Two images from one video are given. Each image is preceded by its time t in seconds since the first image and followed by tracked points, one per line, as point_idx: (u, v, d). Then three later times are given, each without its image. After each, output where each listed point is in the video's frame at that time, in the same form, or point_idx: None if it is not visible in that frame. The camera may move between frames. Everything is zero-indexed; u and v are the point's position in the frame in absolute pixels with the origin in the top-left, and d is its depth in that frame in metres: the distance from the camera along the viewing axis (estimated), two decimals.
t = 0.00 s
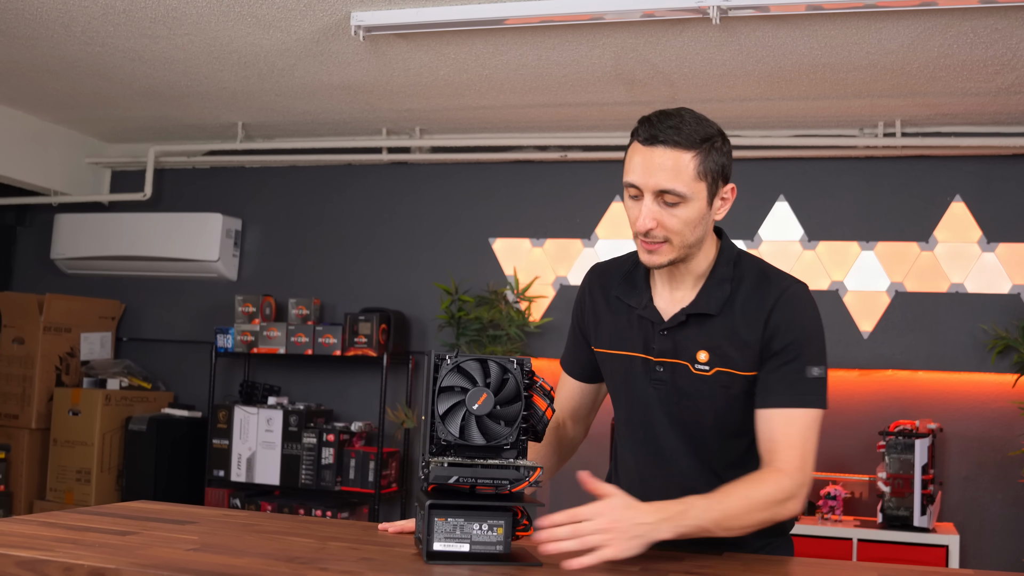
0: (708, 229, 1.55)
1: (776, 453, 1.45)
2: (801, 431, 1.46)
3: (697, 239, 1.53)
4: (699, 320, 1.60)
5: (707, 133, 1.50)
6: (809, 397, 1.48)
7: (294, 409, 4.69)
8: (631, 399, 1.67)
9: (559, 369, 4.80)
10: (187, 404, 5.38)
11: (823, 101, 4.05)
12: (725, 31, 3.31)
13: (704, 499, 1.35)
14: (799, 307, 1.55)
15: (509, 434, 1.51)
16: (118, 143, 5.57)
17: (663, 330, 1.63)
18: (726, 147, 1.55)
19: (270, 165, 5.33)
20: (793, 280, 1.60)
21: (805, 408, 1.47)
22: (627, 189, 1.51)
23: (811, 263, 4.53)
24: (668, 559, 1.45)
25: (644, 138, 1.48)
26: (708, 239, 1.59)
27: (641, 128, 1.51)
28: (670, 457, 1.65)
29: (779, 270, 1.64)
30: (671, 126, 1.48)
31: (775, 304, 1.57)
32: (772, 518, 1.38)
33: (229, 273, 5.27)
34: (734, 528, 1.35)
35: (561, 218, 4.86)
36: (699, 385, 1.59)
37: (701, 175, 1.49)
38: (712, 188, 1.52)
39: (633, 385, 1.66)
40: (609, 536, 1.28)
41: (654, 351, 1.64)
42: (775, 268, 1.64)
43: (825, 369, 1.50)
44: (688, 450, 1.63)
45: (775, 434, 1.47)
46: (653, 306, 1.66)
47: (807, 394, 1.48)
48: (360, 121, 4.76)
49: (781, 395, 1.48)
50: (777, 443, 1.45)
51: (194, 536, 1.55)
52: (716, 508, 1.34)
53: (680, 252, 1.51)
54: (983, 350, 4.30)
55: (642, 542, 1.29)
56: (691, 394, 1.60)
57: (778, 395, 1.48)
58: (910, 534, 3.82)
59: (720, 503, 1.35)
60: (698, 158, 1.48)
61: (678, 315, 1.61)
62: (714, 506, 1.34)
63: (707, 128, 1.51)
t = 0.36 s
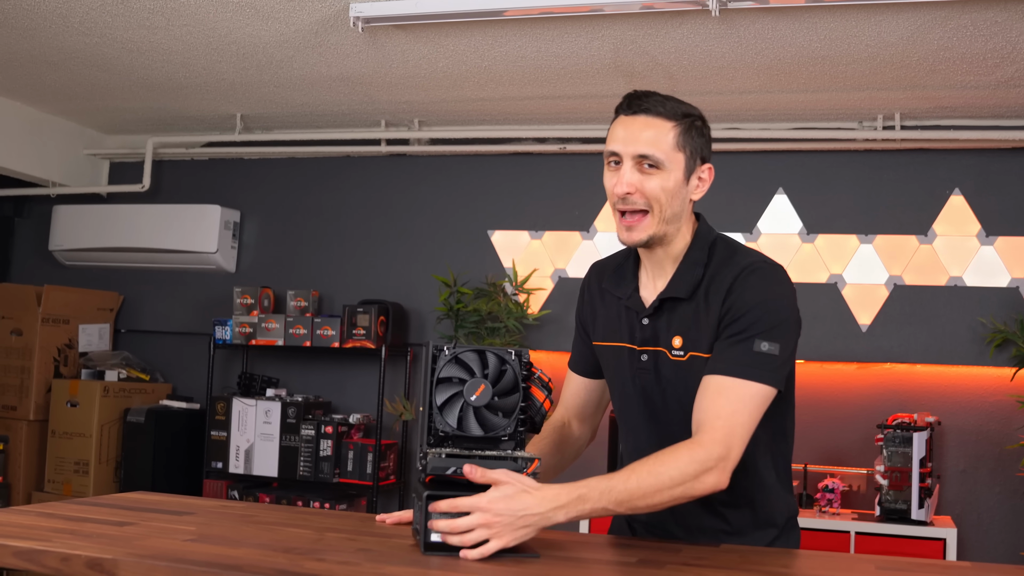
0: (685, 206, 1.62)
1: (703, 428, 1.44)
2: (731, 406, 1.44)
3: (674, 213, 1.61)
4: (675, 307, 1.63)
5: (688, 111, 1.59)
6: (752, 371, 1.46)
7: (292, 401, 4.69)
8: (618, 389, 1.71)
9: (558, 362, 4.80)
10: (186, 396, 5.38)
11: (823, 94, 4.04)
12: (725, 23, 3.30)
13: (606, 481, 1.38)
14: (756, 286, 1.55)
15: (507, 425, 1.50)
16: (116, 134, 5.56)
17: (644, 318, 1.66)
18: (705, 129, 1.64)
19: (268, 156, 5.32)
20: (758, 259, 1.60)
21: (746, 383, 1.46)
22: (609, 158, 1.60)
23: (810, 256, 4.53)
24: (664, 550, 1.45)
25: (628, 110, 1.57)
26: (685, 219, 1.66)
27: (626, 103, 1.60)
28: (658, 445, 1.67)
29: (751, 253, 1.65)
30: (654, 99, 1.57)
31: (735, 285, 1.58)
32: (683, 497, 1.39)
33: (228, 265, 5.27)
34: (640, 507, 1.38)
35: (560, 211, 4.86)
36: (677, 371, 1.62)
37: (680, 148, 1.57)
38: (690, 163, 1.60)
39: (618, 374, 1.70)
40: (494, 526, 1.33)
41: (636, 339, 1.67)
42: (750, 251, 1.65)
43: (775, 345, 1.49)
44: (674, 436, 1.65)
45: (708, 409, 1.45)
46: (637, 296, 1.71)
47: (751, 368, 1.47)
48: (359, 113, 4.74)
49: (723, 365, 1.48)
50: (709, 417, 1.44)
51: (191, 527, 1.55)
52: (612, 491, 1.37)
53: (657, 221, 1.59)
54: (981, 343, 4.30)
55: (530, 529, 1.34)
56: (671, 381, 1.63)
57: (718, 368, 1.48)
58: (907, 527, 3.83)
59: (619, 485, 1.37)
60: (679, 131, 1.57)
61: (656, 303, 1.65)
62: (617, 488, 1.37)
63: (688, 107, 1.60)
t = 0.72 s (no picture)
0: (702, 192, 1.59)
1: (758, 438, 1.51)
2: (785, 417, 1.51)
3: (694, 201, 1.56)
4: (694, 304, 1.61)
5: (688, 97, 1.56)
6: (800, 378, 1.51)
7: (285, 395, 4.68)
8: (624, 385, 1.67)
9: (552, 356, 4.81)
10: (179, 390, 5.37)
11: (816, 88, 4.04)
12: (719, 17, 3.30)
13: (677, 487, 1.43)
14: (789, 288, 1.57)
15: (499, 418, 1.51)
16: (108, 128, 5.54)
17: (657, 314, 1.63)
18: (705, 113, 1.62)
19: (262, 150, 5.30)
20: (783, 261, 1.62)
21: (794, 391, 1.52)
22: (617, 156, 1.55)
23: (803, 250, 4.54)
24: (658, 543, 1.45)
25: (627, 106, 1.53)
26: (700, 208, 1.62)
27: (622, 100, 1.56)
28: (665, 440, 1.65)
29: (768, 252, 1.65)
30: (653, 90, 1.53)
31: (766, 286, 1.58)
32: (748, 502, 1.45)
33: (220, 259, 5.25)
34: (707, 513, 1.44)
35: (553, 205, 4.86)
36: (694, 369, 1.59)
37: (690, 133, 1.53)
38: (701, 147, 1.56)
39: (626, 371, 1.66)
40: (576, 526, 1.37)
41: (647, 335, 1.64)
42: (765, 250, 1.66)
43: (815, 350, 1.53)
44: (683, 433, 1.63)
45: (762, 420, 1.52)
46: (645, 290, 1.67)
47: (798, 375, 1.52)
48: (352, 107, 4.73)
49: (768, 375, 1.53)
50: (764, 428, 1.51)
51: (183, 521, 1.54)
52: (685, 495, 1.43)
53: (681, 212, 1.53)
54: (974, 338, 4.31)
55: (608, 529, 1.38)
56: (685, 379, 1.60)
57: (764, 376, 1.52)
58: (899, 520, 3.85)
59: (690, 491, 1.43)
60: (686, 117, 1.53)
61: (672, 299, 1.62)
62: (689, 494, 1.43)
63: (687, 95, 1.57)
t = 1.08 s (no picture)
0: (738, 202, 1.55)
1: (761, 454, 1.53)
2: (791, 436, 1.54)
3: (728, 212, 1.53)
4: (714, 313, 1.60)
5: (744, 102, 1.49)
6: (810, 401, 1.55)
7: (281, 387, 4.68)
8: (629, 381, 1.67)
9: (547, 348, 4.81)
10: (174, 382, 5.37)
11: (812, 80, 4.03)
12: (715, 9, 3.29)
13: (673, 491, 1.45)
14: (810, 310, 1.58)
15: (494, 409, 1.50)
16: (103, 119, 5.52)
17: (673, 315, 1.62)
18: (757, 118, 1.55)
19: (257, 142, 5.29)
20: (805, 282, 1.63)
21: (804, 412, 1.55)
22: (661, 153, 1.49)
23: (799, 242, 4.54)
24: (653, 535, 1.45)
25: (682, 104, 1.46)
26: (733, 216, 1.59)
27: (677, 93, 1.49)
28: (662, 440, 1.65)
29: (790, 269, 1.66)
30: (711, 92, 1.46)
31: (789, 306, 1.58)
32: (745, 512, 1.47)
33: (216, 251, 5.24)
34: (703, 522, 1.45)
35: (549, 197, 4.85)
36: (704, 376, 1.60)
37: (738, 143, 1.48)
38: (746, 158, 1.51)
39: (635, 368, 1.66)
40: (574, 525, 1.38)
41: (661, 335, 1.63)
42: (787, 267, 1.66)
43: (826, 373, 1.58)
44: (683, 434, 1.64)
45: (767, 436, 1.54)
46: (664, 289, 1.66)
47: (809, 397, 1.55)
48: (348, 98, 4.72)
49: (779, 395, 1.55)
50: (767, 445, 1.53)
51: (178, 512, 1.54)
52: (683, 498, 1.44)
53: (714, 222, 1.50)
54: (970, 330, 4.31)
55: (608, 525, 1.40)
56: (694, 384, 1.61)
57: (777, 396, 1.54)
58: (894, 512, 3.86)
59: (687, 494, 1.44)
60: (737, 126, 1.47)
61: (692, 305, 1.60)
62: (687, 499, 1.44)
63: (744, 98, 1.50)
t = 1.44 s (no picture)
0: (735, 218, 1.56)
1: (770, 470, 1.53)
2: (798, 453, 1.53)
3: (720, 224, 1.54)
4: (718, 321, 1.60)
5: (750, 120, 1.51)
6: (813, 415, 1.54)
7: (280, 384, 4.68)
8: (632, 379, 1.68)
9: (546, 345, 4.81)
10: (173, 379, 5.37)
11: (810, 76, 4.03)
12: (713, 5, 3.29)
13: (674, 497, 1.45)
14: (818, 327, 1.57)
15: (493, 406, 1.50)
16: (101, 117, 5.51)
17: (677, 318, 1.62)
18: (770, 138, 1.56)
19: (256, 139, 5.29)
20: (815, 296, 1.61)
21: (810, 426, 1.54)
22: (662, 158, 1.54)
23: (798, 238, 4.54)
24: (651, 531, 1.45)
25: (683, 113, 1.50)
26: (735, 230, 1.60)
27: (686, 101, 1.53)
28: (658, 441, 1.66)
29: (803, 283, 1.64)
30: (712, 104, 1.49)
31: (793, 319, 1.58)
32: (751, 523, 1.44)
33: (214, 248, 5.24)
34: (703, 530, 1.43)
35: (547, 193, 4.85)
36: (704, 381, 1.60)
37: (731, 159, 1.50)
38: (741, 176, 1.52)
39: (638, 367, 1.67)
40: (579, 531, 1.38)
41: (664, 338, 1.64)
42: (801, 280, 1.64)
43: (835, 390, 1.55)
44: (679, 437, 1.65)
45: (775, 453, 1.54)
46: (673, 290, 1.66)
47: (813, 412, 1.54)
48: (346, 95, 4.71)
49: (783, 409, 1.54)
50: (777, 462, 1.53)
51: (176, 509, 1.54)
52: (686, 506, 1.43)
53: (698, 232, 1.53)
54: (968, 326, 4.32)
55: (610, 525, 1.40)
56: (693, 389, 1.61)
57: (785, 411, 1.54)
58: (892, 508, 3.86)
59: (689, 502, 1.44)
60: (733, 142, 1.49)
61: (697, 311, 1.60)
62: (688, 506, 1.43)
63: (752, 115, 1.52)
